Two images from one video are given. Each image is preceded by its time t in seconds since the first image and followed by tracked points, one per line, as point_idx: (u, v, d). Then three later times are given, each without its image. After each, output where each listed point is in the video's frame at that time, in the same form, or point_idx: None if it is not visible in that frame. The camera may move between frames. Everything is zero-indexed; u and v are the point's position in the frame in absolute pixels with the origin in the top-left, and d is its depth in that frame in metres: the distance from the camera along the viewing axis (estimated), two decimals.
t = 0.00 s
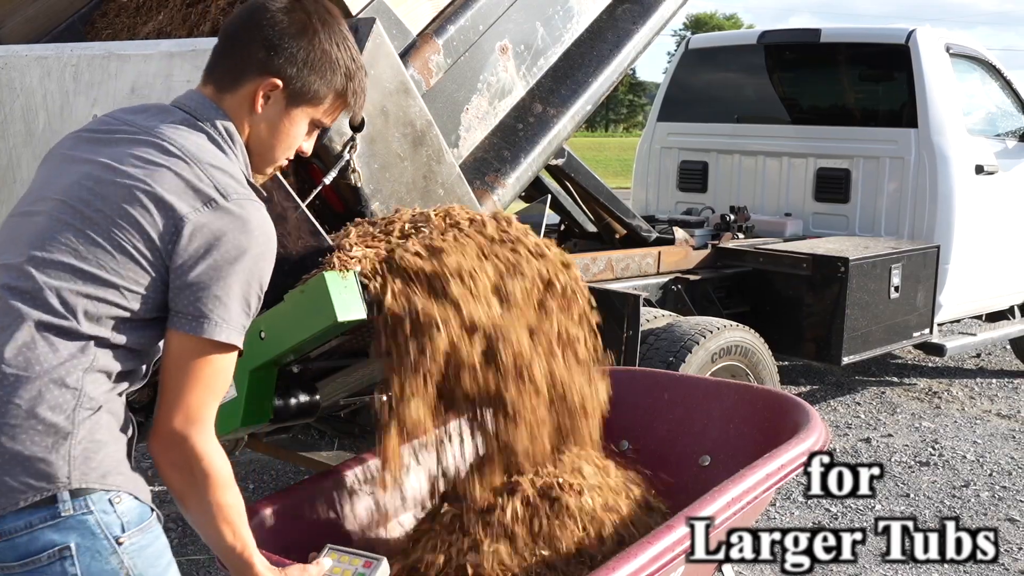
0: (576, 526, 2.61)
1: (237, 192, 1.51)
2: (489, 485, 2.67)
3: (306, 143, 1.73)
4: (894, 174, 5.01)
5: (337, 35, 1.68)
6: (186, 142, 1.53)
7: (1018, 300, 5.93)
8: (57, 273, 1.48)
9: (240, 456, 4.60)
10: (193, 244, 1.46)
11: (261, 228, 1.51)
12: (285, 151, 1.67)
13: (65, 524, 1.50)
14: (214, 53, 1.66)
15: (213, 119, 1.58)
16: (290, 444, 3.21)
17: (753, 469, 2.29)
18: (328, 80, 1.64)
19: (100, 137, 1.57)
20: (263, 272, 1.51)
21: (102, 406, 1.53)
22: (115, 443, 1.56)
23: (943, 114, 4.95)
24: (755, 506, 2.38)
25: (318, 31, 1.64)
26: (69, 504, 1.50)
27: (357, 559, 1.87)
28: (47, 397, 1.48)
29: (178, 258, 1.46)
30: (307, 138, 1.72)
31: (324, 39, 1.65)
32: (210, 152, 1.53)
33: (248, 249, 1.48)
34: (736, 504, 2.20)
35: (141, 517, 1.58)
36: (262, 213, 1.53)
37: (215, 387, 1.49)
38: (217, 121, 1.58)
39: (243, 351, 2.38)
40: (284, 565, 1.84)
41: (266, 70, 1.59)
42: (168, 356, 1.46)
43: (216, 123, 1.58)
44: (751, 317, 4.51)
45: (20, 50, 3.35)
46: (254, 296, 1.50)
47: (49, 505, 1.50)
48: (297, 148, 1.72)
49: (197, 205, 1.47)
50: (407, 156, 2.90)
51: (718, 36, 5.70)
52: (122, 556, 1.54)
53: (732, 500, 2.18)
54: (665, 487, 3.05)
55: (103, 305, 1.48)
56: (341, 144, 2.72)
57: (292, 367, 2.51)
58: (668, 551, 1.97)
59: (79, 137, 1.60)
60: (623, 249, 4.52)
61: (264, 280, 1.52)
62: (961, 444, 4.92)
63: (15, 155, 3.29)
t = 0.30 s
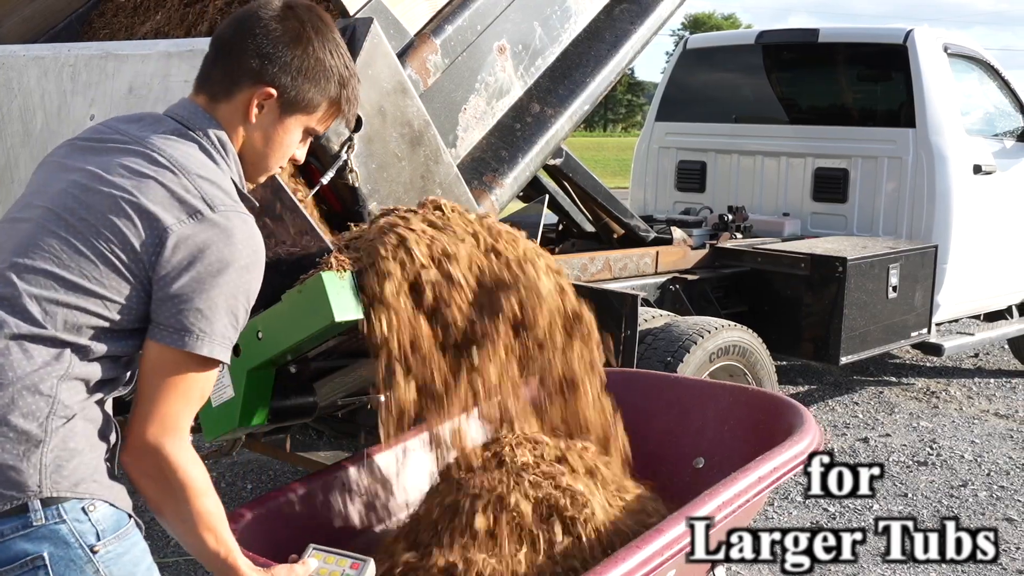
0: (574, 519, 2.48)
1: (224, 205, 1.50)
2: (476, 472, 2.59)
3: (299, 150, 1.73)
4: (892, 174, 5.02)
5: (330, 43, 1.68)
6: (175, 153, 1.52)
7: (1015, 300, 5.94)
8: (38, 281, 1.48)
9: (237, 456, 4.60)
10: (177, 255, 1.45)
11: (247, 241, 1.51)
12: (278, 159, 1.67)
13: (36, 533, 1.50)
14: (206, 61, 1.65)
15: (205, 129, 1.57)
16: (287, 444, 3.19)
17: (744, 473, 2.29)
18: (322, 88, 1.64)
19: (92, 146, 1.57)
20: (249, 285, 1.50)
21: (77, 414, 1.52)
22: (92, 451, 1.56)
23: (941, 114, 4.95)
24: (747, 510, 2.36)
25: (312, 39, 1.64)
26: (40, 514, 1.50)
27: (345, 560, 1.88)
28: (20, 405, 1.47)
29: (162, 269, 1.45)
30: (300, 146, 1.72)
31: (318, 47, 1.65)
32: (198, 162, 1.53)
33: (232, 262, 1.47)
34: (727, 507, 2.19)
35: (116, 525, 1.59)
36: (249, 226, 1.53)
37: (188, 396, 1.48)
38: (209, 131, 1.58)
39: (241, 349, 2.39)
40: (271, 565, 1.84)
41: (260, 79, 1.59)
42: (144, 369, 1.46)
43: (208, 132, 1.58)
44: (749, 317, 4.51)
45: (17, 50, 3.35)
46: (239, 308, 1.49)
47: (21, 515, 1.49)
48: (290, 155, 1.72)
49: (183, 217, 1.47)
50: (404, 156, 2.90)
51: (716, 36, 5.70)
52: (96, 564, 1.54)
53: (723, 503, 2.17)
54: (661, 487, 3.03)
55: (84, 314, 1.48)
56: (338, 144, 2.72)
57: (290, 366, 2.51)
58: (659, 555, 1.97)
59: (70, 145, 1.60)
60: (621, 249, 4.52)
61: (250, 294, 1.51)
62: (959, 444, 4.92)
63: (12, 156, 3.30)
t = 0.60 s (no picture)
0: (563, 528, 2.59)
1: (231, 193, 1.50)
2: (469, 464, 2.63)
3: (303, 141, 1.73)
4: (891, 174, 5.02)
5: (333, 34, 1.69)
6: (182, 143, 1.52)
7: (1014, 299, 5.94)
8: (47, 277, 1.48)
9: (237, 456, 4.60)
10: (185, 245, 1.45)
11: (254, 231, 1.51)
12: (284, 149, 1.67)
13: (50, 529, 1.49)
14: (209, 53, 1.64)
15: (210, 120, 1.57)
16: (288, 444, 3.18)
17: (744, 472, 2.28)
18: (327, 78, 1.65)
19: (95, 140, 1.57)
20: (255, 276, 1.50)
21: (92, 411, 1.53)
22: (106, 448, 1.56)
23: (940, 114, 4.95)
24: (746, 509, 2.35)
25: (316, 30, 1.65)
26: (55, 510, 1.49)
27: (343, 558, 1.88)
28: (35, 400, 1.47)
29: (170, 260, 1.45)
30: (304, 136, 1.72)
31: (322, 37, 1.65)
32: (203, 153, 1.52)
33: (241, 252, 1.47)
34: (726, 507, 2.19)
35: (129, 522, 1.58)
36: (255, 217, 1.53)
37: (198, 389, 1.47)
38: (213, 123, 1.57)
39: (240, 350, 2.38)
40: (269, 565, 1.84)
41: (265, 69, 1.59)
42: (160, 357, 1.45)
43: (212, 124, 1.57)
44: (748, 317, 4.51)
45: (15, 50, 3.35)
46: (245, 300, 1.49)
47: (35, 510, 1.49)
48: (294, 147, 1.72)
49: (190, 205, 1.46)
50: (403, 156, 2.90)
51: (714, 36, 5.70)
52: (109, 562, 1.53)
53: (722, 503, 2.17)
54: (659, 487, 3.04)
55: (94, 307, 1.48)
56: (337, 144, 2.72)
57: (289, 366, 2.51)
58: (658, 555, 1.97)
59: (75, 141, 1.60)
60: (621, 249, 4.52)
61: (258, 285, 1.51)
62: (958, 444, 4.92)
63: (11, 155, 3.29)
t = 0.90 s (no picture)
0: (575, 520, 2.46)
1: (226, 136, 1.51)
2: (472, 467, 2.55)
3: (294, 92, 1.73)
4: (891, 174, 5.02)
5: None
6: (173, 100, 1.53)
7: (1014, 300, 5.94)
8: (70, 260, 1.49)
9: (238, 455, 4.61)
10: (191, 195, 1.46)
11: (255, 170, 1.52)
12: (277, 100, 1.67)
13: (92, 514, 1.53)
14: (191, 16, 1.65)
15: (198, 77, 1.57)
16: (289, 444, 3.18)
17: (744, 473, 2.29)
18: (312, 24, 1.65)
19: (87, 116, 1.58)
20: (264, 214, 1.52)
21: (134, 401, 1.57)
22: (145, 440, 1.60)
23: (940, 114, 4.95)
24: (746, 510, 2.35)
25: None
26: (99, 496, 1.53)
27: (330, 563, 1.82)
28: (78, 390, 1.51)
29: (178, 212, 1.46)
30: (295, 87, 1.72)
31: None
32: (193, 106, 1.53)
33: (246, 192, 1.49)
34: (727, 508, 2.18)
35: (165, 514, 1.61)
36: (254, 158, 1.54)
37: (228, 336, 1.48)
38: (202, 79, 1.57)
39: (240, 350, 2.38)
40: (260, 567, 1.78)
41: (250, 20, 1.59)
42: (183, 301, 1.45)
43: (201, 80, 1.57)
44: (749, 317, 4.51)
45: (16, 50, 3.34)
46: (259, 236, 1.50)
47: (78, 495, 1.52)
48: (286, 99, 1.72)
49: (190, 155, 1.47)
50: (403, 157, 2.90)
51: (715, 36, 5.70)
52: (144, 550, 1.55)
53: (723, 503, 2.17)
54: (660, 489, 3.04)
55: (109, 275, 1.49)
56: (337, 144, 2.72)
57: (289, 366, 2.52)
58: (658, 556, 1.97)
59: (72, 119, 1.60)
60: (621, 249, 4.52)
61: (267, 221, 1.53)
62: (958, 444, 4.92)
63: (12, 155, 3.30)
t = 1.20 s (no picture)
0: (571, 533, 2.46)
1: (192, 80, 1.55)
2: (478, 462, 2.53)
3: (266, 46, 1.76)
4: (891, 174, 5.02)
5: None
6: (142, 66, 1.58)
7: (1014, 299, 5.94)
8: (84, 248, 1.55)
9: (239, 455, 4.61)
10: (165, 135, 1.49)
11: (225, 106, 1.54)
12: (250, 56, 1.72)
13: (132, 502, 1.59)
14: None
15: (167, 39, 1.62)
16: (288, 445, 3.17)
17: (744, 473, 2.29)
18: None
19: (77, 104, 1.67)
20: (240, 138, 1.54)
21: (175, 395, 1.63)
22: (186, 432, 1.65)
23: (940, 115, 4.95)
24: (746, 510, 2.36)
25: None
26: (140, 485, 1.59)
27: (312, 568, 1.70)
28: (118, 383, 1.58)
29: (156, 154, 1.49)
30: (266, 41, 1.75)
31: None
32: (163, 63, 1.58)
33: (216, 118, 1.51)
34: (727, 508, 2.19)
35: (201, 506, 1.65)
36: (226, 91, 1.57)
37: (209, 250, 1.47)
38: (171, 40, 1.62)
39: (241, 351, 2.39)
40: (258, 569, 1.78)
41: None
42: (160, 222, 1.45)
43: (170, 41, 1.62)
44: (749, 317, 4.51)
45: (17, 49, 3.35)
46: (232, 158, 1.51)
47: (119, 484, 1.58)
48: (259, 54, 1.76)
49: (161, 104, 1.51)
50: (404, 157, 2.90)
51: (715, 36, 5.70)
52: (178, 540, 1.60)
53: (723, 503, 2.17)
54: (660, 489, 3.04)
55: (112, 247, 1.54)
56: (338, 144, 2.73)
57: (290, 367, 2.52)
58: (658, 556, 1.97)
59: (68, 112, 1.68)
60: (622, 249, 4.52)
61: (244, 143, 1.54)
62: (959, 444, 4.92)
63: (14, 155, 3.31)
